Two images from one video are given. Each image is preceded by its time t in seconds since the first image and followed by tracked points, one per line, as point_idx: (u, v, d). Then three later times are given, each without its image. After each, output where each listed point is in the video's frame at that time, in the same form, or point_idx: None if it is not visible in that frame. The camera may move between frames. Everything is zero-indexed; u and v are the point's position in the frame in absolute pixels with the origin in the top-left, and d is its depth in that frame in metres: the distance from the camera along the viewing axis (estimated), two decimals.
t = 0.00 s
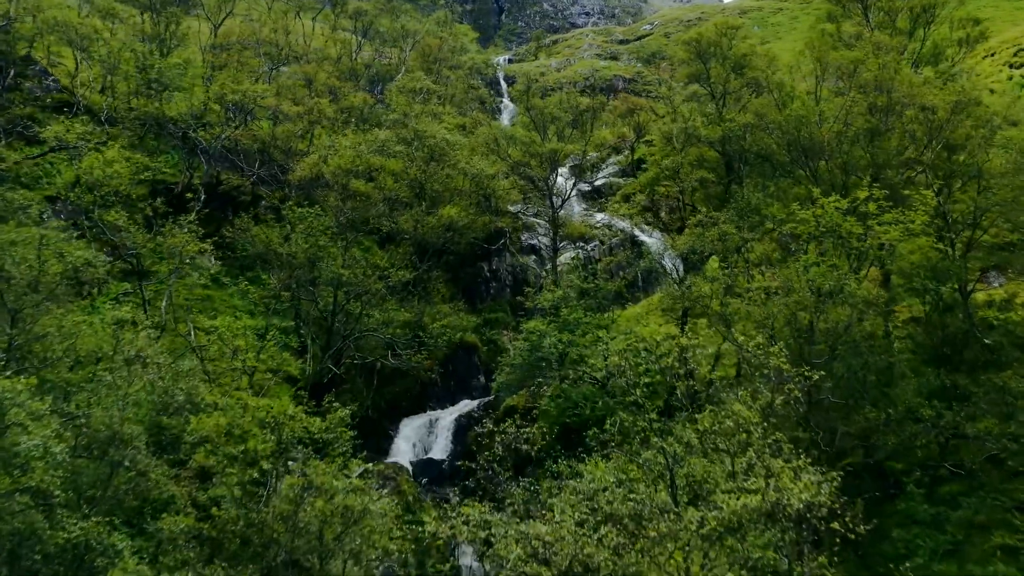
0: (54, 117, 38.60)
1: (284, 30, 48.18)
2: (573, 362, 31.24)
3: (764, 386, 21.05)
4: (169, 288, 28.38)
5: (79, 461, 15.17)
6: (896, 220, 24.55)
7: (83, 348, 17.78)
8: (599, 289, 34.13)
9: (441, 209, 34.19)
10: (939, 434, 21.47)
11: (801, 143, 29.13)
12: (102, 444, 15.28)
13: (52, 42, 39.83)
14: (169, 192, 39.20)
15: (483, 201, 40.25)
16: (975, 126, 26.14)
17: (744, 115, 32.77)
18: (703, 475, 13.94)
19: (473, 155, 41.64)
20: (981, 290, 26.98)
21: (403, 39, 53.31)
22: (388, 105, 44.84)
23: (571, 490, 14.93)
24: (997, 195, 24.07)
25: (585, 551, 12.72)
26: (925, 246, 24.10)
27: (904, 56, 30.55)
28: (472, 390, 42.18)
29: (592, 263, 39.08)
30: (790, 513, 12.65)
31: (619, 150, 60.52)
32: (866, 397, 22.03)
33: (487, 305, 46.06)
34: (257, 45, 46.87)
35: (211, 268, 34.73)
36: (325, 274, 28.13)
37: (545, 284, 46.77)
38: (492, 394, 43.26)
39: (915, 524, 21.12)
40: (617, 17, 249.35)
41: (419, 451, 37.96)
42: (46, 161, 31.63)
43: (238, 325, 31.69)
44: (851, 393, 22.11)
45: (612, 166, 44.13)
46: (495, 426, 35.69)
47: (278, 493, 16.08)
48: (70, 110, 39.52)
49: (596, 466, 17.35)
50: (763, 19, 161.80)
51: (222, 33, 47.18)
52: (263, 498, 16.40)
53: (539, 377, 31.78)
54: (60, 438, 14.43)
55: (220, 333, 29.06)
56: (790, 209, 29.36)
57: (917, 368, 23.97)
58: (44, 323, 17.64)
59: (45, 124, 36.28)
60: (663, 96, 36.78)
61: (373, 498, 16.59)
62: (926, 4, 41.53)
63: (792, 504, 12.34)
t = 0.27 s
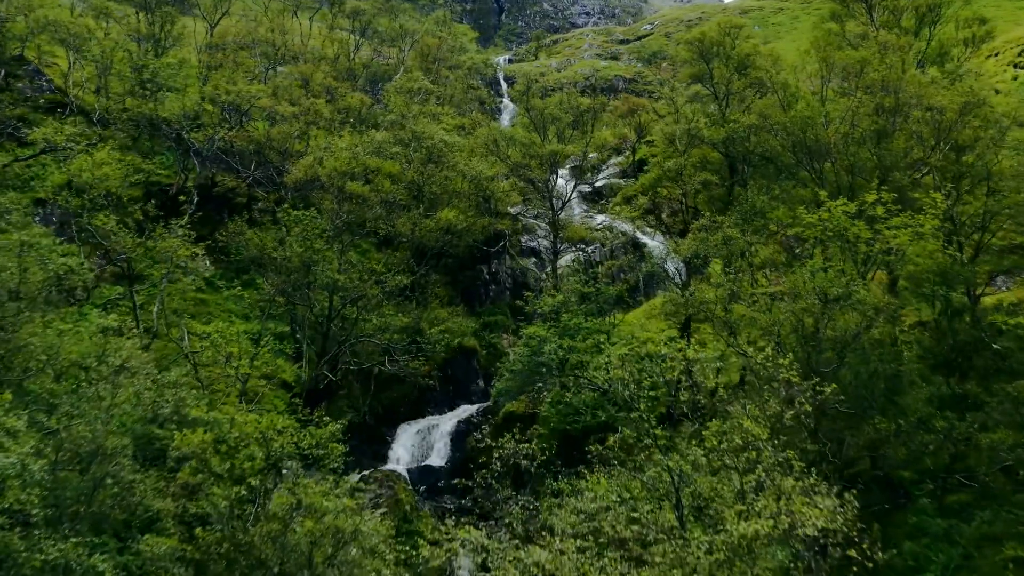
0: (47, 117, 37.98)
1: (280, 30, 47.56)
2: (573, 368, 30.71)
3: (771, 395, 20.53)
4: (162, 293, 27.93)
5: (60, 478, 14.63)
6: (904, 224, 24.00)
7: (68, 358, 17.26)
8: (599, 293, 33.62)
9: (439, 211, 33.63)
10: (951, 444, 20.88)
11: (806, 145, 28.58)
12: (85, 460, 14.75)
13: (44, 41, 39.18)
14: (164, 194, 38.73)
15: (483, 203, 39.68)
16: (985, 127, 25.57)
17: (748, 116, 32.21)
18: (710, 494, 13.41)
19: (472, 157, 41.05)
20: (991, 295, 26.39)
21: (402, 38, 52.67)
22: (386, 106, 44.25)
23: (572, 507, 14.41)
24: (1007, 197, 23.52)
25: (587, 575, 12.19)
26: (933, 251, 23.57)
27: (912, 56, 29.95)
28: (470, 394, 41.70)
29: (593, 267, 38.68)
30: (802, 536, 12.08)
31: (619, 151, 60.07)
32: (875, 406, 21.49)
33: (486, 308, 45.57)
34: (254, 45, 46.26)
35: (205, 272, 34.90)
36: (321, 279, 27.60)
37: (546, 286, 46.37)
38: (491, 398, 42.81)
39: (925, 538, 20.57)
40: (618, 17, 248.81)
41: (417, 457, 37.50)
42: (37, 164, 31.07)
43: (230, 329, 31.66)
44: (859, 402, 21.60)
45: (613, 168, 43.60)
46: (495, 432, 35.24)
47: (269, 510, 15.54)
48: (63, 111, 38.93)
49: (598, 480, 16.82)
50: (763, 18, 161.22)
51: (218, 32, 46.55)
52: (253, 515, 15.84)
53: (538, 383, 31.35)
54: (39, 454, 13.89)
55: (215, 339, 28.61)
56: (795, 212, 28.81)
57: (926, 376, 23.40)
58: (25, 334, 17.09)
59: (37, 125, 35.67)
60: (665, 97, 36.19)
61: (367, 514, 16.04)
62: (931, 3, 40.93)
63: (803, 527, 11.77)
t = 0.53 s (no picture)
0: (38, 119, 37.29)
1: (276, 30, 46.79)
2: (574, 376, 29.96)
3: (777, 408, 19.82)
4: (151, 299, 27.37)
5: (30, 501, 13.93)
6: (915, 230, 23.28)
7: (47, 370, 16.61)
8: (601, 298, 32.74)
9: (436, 216, 32.85)
10: (965, 459, 20.06)
11: (813, 148, 27.85)
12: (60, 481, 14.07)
13: (35, 41, 38.47)
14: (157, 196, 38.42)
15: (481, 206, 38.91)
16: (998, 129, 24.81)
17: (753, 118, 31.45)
18: (716, 519, 12.73)
19: (470, 159, 40.27)
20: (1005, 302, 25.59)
21: (400, 38, 51.88)
22: (383, 107, 43.49)
23: (572, 531, 13.71)
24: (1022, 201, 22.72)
25: None
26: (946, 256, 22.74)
27: (922, 55, 29.17)
28: (469, 400, 40.98)
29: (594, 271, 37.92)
30: (815, 568, 11.40)
31: (621, 153, 59.36)
32: (885, 419, 20.72)
33: (485, 312, 44.95)
34: (249, 45, 45.49)
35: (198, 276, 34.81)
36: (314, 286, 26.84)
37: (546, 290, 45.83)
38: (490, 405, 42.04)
39: (938, 556, 19.78)
40: (618, 17, 248.08)
41: (415, 465, 36.82)
42: (25, 167, 30.38)
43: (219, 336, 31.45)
44: (869, 415, 20.84)
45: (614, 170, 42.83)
46: (494, 441, 34.53)
47: (252, 535, 14.75)
48: (54, 112, 38.27)
49: (599, 500, 16.09)
50: (765, 19, 160.68)
51: (213, 32, 45.78)
52: (236, 538, 15.10)
53: (537, 390, 30.72)
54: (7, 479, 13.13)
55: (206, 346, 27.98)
56: (801, 217, 28.09)
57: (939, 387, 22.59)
58: None
59: (26, 127, 34.95)
60: (668, 98, 35.44)
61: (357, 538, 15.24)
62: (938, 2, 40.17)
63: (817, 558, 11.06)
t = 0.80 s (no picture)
0: (28, 121, 36.68)
1: (271, 30, 46.03)
2: (575, 385, 29.26)
3: (786, 423, 19.15)
4: (139, 307, 26.81)
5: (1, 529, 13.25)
6: (926, 237, 22.61)
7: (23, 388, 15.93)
8: (602, 305, 31.98)
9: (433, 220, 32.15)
10: (980, 476, 19.37)
11: (819, 152, 27.15)
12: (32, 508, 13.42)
13: (25, 42, 37.84)
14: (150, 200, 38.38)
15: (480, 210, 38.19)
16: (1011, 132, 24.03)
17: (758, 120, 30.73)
18: (725, 548, 12.07)
19: (469, 162, 39.54)
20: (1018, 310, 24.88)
21: (398, 39, 51.13)
22: (379, 108, 42.78)
23: (572, 560, 13.03)
24: None
25: None
26: (958, 264, 22.02)
27: (931, 57, 28.47)
28: (468, 408, 40.30)
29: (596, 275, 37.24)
30: None
31: (622, 155, 58.61)
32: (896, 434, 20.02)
33: (484, 317, 44.34)
34: (244, 46, 44.77)
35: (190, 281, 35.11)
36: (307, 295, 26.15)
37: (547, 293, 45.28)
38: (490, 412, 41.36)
39: None
40: (618, 17, 247.22)
41: (412, 475, 36.18)
42: (12, 172, 29.75)
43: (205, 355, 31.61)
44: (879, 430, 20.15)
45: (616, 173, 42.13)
46: (493, 449, 33.90)
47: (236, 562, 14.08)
48: (45, 114, 37.61)
49: (602, 523, 15.40)
50: (766, 18, 159.88)
51: (208, 32, 45.03)
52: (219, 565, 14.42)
53: (537, 399, 30.06)
54: None
55: (197, 355, 27.41)
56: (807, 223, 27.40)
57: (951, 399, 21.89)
58: None
59: (16, 130, 34.32)
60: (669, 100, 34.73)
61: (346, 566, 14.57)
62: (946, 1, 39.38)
63: None
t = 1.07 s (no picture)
0: (20, 124, 36.22)
1: (268, 30, 45.42)
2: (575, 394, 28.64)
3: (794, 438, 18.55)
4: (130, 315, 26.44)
5: None
6: (937, 245, 21.99)
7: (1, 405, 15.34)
8: (603, 310, 31.29)
9: (431, 225, 31.52)
10: (995, 493, 18.69)
11: (825, 156, 26.50)
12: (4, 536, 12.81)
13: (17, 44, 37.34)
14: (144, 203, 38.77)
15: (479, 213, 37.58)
16: None
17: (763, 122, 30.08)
18: None
19: (467, 165, 38.92)
20: None
21: (397, 39, 50.48)
22: (377, 110, 42.18)
23: None
24: None
25: None
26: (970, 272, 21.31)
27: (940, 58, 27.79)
28: (466, 414, 39.72)
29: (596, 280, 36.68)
30: None
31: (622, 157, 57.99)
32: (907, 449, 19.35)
33: (483, 322, 43.74)
34: (240, 47, 44.18)
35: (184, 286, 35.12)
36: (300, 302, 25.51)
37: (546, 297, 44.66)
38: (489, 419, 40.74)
39: None
40: (618, 17, 246.57)
41: (410, 484, 35.63)
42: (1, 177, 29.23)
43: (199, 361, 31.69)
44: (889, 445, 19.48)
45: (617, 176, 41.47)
46: (492, 458, 33.41)
47: None
48: (39, 116, 37.18)
49: (603, 547, 14.82)
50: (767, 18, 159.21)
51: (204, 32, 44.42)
52: None
53: (536, 408, 29.43)
54: None
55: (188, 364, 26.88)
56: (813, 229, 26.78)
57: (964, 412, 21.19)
58: None
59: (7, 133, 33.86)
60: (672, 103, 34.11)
61: None
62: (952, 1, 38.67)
63: None
